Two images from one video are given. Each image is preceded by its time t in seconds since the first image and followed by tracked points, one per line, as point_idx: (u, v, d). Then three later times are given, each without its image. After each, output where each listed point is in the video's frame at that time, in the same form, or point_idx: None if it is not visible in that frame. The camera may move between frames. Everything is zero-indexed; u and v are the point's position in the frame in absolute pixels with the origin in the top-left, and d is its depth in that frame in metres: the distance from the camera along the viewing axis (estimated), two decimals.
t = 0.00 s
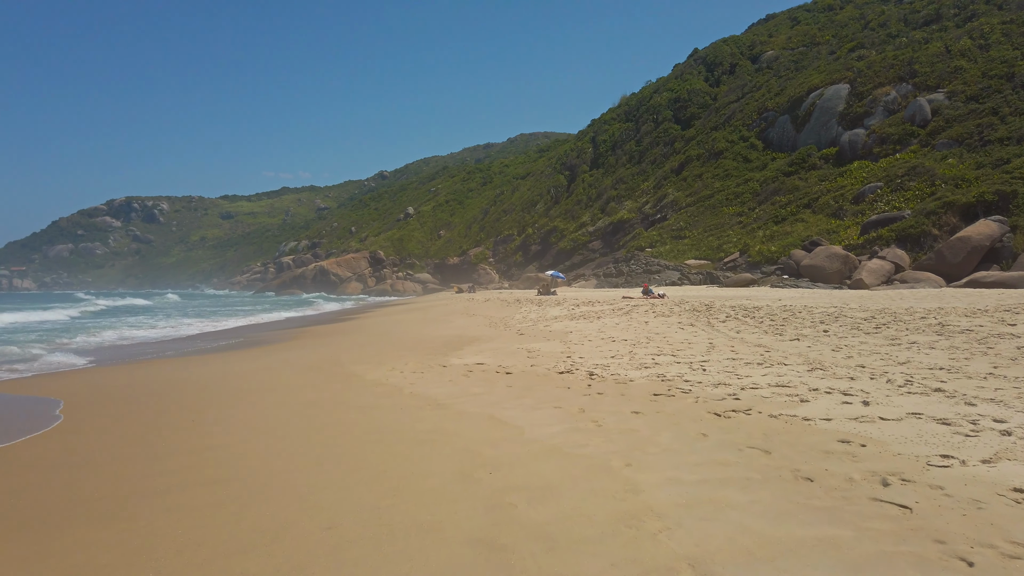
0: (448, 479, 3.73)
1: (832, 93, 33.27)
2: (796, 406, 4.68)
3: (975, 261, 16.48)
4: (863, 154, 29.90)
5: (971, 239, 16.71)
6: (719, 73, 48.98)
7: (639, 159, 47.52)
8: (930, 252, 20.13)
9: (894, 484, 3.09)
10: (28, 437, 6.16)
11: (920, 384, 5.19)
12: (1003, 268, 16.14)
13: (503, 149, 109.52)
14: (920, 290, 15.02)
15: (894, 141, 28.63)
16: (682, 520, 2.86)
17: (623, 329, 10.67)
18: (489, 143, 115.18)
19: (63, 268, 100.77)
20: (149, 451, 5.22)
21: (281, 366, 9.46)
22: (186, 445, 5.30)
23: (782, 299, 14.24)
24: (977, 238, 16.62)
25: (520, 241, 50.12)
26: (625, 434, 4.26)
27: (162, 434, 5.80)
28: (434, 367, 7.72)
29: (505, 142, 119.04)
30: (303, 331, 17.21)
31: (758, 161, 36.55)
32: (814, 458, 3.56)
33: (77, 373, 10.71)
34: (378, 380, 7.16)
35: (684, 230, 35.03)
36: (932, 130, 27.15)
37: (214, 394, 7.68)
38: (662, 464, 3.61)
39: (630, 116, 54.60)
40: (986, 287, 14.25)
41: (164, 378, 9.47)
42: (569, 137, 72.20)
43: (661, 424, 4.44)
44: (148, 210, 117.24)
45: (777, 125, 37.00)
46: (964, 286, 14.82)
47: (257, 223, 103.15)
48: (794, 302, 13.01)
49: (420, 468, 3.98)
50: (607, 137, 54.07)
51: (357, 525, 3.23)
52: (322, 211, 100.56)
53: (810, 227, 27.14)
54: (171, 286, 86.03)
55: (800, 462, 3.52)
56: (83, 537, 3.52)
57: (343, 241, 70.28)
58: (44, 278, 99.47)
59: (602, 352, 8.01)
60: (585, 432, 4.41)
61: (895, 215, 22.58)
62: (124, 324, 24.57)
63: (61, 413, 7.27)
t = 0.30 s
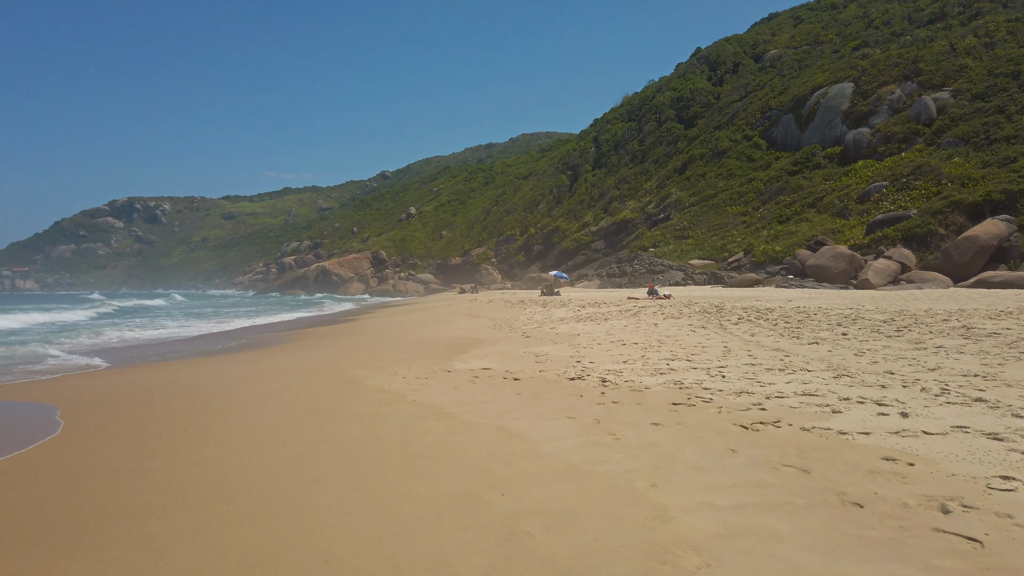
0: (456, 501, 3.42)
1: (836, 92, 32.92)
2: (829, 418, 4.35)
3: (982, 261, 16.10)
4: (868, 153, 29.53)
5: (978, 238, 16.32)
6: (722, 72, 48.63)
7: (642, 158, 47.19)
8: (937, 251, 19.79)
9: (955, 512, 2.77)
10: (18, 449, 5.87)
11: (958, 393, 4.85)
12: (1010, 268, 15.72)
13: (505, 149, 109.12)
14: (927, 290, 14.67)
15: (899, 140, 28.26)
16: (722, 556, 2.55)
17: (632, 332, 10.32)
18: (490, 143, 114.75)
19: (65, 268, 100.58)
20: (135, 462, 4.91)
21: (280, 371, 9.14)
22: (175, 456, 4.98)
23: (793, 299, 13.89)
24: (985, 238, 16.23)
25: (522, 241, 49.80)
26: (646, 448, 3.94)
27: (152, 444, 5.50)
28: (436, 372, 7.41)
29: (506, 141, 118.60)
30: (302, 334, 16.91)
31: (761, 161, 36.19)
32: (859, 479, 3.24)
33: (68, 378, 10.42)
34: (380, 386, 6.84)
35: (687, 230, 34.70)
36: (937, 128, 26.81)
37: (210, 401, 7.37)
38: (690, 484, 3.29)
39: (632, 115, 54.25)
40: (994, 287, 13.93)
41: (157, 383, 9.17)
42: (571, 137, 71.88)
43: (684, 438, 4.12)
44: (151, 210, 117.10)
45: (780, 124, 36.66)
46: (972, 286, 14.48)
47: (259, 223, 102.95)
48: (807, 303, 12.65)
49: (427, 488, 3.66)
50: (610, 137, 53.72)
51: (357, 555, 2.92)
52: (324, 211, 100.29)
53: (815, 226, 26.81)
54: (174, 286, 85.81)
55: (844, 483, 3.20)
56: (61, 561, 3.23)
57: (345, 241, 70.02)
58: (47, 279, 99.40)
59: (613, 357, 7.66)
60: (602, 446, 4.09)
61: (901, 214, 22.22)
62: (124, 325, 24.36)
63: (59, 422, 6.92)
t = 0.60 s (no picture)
0: (486, 519, 3.14)
1: (859, 89, 32.28)
2: (887, 426, 4.00)
3: (1011, 260, 15.53)
4: (891, 151, 28.90)
5: (1007, 237, 15.74)
6: (741, 70, 48.04)
7: (661, 157, 46.69)
8: (963, 250, 19.25)
9: None
10: (33, 454, 5.67)
11: None
12: None
13: (522, 148, 108.82)
14: (954, 290, 14.18)
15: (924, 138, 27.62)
16: None
17: (658, 332, 9.97)
18: (507, 143, 114.39)
19: (87, 268, 101.56)
20: (143, 473, 4.68)
21: (296, 373, 8.90)
22: (185, 466, 4.75)
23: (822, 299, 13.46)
24: (1015, 236, 15.64)
25: (540, 241, 49.43)
26: (689, 459, 3.63)
27: (162, 451, 5.28)
28: (456, 374, 7.13)
29: (523, 141, 118.12)
30: (317, 333, 16.71)
31: (782, 159, 35.62)
32: (937, 497, 2.88)
33: (81, 379, 10.27)
34: (398, 389, 6.57)
35: (707, 229, 34.21)
36: (963, 126, 26.19)
37: (224, 404, 7.15)
38: (744, 502, 2.97)
39: (650, 113, 53.74)
40: None
41: (170, 384, 8.96)
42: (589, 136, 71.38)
43: (730, 448, 3.79)
44: (171, 210, 117.95)
45: (801, 122, 36.06)
46: (1003, 285, 13.96)
47: (278, 224, 103.29)
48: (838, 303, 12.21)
49: (454, 503, 3.39)
50: (628, 136, 53.24)
51: None
52: (342, 211, 100.44)
53: (837, 225, 26.28)
54: (193, 285, 86.31)
55: (920, 502, 2.85)
56: None
57: (363, 240, 70.00)
58: (69, 278, 100.43)
59: (643, 358, 7.34)
60: (640, 455, 3.78)
61: (927, 212, 21.65)
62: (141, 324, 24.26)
63: (81, 424, 6.77)
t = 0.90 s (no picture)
0: (482, 539, 2.84)
1: (864, 88, 31.89)
2: (918, 434, 3.69)
3: (1019, 259, 15.15)
4: (896, 150, 28.51)
5: (1015, 236, 15.36)
6: (745, 69, 47.67)
7: (664, 156, 46.34)
8: (969, 249, 18.90)
9: None
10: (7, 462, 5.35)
11: None
12: None
13: (524, 148, 108.32)
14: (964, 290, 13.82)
15: (929, 136, 27.24)
16: None
17: (665, 332, 9.65)
18: (510, 143, 113.92)
19: (90, 268, 101.49)
20: (110, 484, 4.34)
21: (288, 375, 8.58)
22: (157, 477, 4.42)
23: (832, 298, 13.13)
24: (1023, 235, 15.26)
25: (542, 240, 49.08)
26: (704, 472, 3.32)
27: (137, 458, 4.97)
28: (455, 376, 6.83)
29: (526, 141, 117.60)
30: (315, 333, 16.44)
31: (786, 158, 35.24)
32: (985, 518, 2.58)
33: (71, 381, 10.01)
34: (394, 392, 6.26)
35: (710, 228, 33.88)
36: (968, 124, 25.82)
37: (209, 409, 6.83)
38: (768, 521, 2.68)
39: (653, 112, 53.39)
40: None
41: (160, 387, 8.69)
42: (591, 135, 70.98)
43: (748, 459, 3.49)
44: (174, 210, 117.82)
45: (806, 121, 35.68)
46: (1013, 285, 13.59)
47: (281, 224, 102.91)
48: (848, 302, 11.88)
49: (447, 519, 3.09)
50: (631, 135, 52.86)
51: None
52: (344, 210, 100.18)
53: (842, 224, 25.93)
54: (195, 285, 86.13)
55: (964, 523, 2.55)
56: None
57: (365, 240, 69.71)
58: (72, 278, 100.37)
59: (648, 360, 7.02)
60: (651, 466, 3.47)
61: (932, 211, 21.28)
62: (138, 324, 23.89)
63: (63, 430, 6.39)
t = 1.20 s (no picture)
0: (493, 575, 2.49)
1: (868, 85, 31.49)
2: (973, 448, 3.34)
3: None
4: (900, 148, 28.11)
5: None
6: (747, 67, 47.35)
7: (666, 155, 46.00)
8: (976, 248, 18.54)
9: None
10: None
11: None
12: None
13: (526, 147, 107.90)
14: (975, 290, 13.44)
15: (934, 134, 26.85)
16: None
17: (675, 333, 9.29)
18: (511, 143, 113.46)
19: (92, 268, 101.41)
20: (83, 502, 3.99)
21: (284, 378, 8.22)
22: (135, 494, 4.06)
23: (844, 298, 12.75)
24: None
25: (544, 239, 48.74)
26: (738, 492, 2.96)
27: (117, 471, 4.61)
28: (458, 380, 6.47)
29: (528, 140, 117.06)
30: (313, 334, 16.12)
31: (790, 156, 34.85)
32: None
33: (58, 385, 9.69)
34: (394, 398, 5.90)
35: (714, 227, 33.54)
36: (973, 122, 25.44)
37: (199, 414, 6.47)
38: (821, 556, 2.35)
39: (656, 111, 53.04)
40: None
41: (149, 391, 8.36)
42: (593, 134, 70.58)
43: (786, 477, 3.15)
44: (175, 211, 117.70)
45: (809, 119, 35.31)
46: None
47: (282, 224, 102.56)
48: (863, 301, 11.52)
49: (452, 548, 2.75)
50: (632, 134, 52.50)
51: None
52: (345, 210, 99.85)
53: (846, 223, 25.59)
54: (197, 285, 85.96)
55: None
56: None
57: (366, 240, 69.43)
58: (74, 278, 100.17)
59: (662, 362, 6.67)
60: (679, 485, 3.12)
61: (936, 210, 20.84)
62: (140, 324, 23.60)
63: (43, 436, 6.00)
